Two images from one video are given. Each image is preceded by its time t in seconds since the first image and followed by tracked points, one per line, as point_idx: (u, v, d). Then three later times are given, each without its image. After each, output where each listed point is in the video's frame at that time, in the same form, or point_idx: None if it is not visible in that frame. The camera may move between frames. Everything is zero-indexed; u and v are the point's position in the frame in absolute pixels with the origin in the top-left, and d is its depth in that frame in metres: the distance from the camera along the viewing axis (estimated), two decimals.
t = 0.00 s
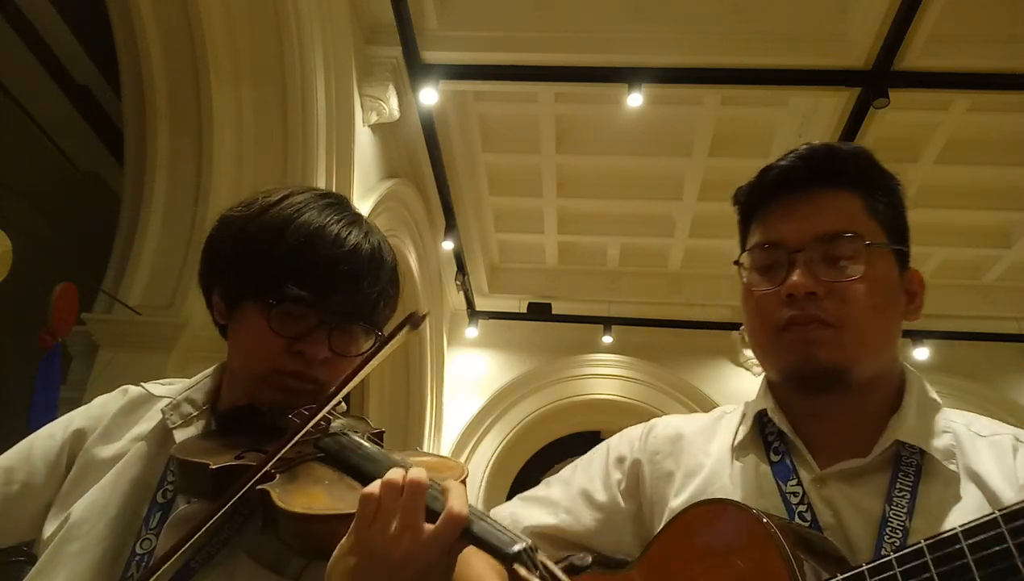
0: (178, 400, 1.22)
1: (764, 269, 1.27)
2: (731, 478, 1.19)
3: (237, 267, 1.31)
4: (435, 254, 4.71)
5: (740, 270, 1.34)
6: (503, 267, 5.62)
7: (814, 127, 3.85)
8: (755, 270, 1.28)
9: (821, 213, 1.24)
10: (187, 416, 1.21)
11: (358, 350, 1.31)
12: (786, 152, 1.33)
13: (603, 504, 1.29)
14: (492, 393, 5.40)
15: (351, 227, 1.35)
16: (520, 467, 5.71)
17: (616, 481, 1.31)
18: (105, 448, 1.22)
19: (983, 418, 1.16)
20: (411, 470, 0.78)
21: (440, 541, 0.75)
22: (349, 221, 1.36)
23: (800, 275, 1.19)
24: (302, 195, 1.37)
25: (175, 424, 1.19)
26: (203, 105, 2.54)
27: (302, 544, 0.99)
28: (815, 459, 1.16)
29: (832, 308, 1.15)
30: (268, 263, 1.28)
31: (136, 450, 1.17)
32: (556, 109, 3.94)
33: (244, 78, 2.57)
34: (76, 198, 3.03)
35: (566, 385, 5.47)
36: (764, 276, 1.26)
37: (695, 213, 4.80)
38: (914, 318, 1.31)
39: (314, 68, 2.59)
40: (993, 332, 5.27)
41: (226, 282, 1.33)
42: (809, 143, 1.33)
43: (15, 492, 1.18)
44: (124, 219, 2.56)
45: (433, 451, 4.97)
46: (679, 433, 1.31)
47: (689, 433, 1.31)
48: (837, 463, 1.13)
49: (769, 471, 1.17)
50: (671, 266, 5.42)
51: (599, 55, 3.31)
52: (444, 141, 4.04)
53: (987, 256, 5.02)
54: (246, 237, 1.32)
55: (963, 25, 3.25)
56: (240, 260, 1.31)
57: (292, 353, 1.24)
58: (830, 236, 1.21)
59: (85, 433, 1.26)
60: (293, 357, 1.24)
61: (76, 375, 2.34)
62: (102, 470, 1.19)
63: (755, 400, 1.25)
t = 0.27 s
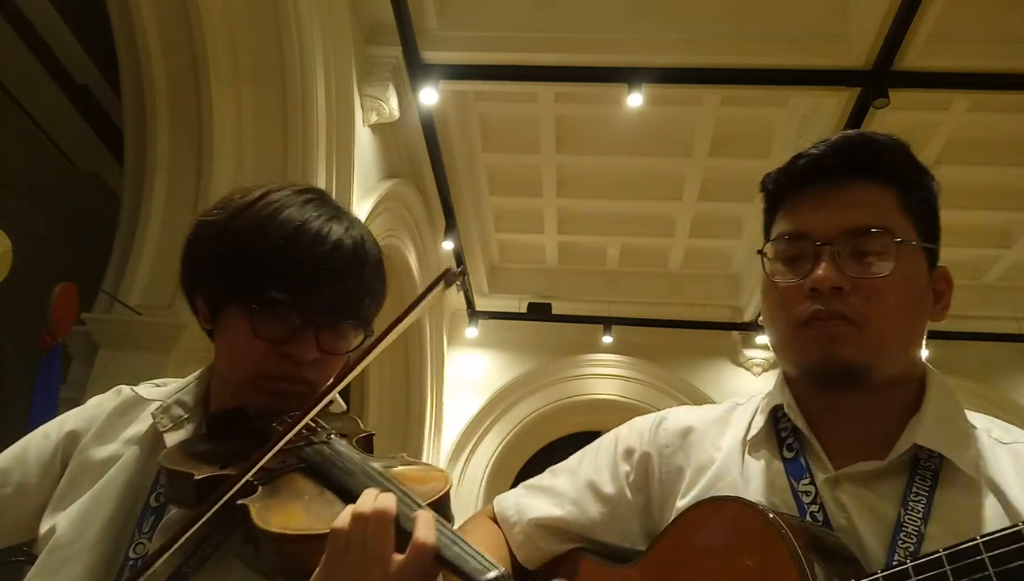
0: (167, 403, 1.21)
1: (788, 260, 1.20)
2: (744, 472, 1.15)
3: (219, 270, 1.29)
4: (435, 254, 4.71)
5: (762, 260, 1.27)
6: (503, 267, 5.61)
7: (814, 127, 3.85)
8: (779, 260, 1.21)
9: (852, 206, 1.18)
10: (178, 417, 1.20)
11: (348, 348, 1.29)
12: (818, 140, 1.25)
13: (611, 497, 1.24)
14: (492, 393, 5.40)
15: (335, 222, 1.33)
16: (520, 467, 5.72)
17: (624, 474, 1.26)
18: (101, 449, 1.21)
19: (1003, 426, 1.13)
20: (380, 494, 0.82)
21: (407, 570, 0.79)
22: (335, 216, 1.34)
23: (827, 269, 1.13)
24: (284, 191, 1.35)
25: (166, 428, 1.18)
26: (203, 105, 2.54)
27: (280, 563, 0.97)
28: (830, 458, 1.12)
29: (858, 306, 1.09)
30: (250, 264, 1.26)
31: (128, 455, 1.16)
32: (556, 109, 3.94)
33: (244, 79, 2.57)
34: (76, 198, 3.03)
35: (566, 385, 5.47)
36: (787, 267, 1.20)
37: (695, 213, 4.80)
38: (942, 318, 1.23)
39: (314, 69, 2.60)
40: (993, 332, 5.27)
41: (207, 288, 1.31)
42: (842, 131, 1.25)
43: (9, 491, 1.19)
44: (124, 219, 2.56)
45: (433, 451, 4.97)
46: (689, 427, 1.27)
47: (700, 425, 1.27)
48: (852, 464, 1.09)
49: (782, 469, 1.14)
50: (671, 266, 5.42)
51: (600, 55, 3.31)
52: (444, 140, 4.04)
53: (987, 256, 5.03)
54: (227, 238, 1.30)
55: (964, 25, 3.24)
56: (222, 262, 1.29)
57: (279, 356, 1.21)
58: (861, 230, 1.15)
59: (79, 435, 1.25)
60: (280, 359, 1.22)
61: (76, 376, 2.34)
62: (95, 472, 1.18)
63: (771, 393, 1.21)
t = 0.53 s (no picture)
0: (149, 407, 1.20)
1: (800, 257, 1.19)
2: (749, 472, 1.15)
3: (189, 273, 1.25)
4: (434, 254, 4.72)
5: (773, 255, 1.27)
6: (503, 267, 5.61)
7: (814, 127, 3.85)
8: (790, 257, 1.20)
9: (868, 203, 1.16)
10: (162, 420, 1.20)
11: (328, 344, 1.24)
12: (834, 136, 1.24)
13: (614, 496, 1.23)
14: (492, 393, 5.40)
15: (306, 215, 1.28)
16: (520, 467, 5.72)
17: (628, 472, 1.25)
18: (88, 453, 1.21)
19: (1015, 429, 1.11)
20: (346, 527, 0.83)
21: None
22: (307, 209, 1.30)
23: (839, 269, 1.12)
24: (253, 187, 1.31)
25: (150, 432, 1.18)
26: (204, 106, 2.53)
27: None
28: (837, 458, 1.12)
29: (870, 307, 1.09)
30: (220, 264, 1.22)
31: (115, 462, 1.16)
32: (557, 109, 3.94)
33: (244, 79, 2.58)
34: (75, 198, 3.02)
35: (566, 385, 5.48)
36: (799, 266, 1.19)
37: (695, 213, 4.81)
38: (956, 319, 1.23)
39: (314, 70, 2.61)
40: (992, 332, 5.27)
41: (180, 292, 1.27)
42: (860, 127, 1.24)
43: None
44: (124, 219, 2.56)
45: (433, 451, 4.98)
46: (695, 425, 1.27)
47: (706, 424, 1.26)
48: (860, 466, 1.09)
49: (789, 469, 1.14)
50: (671, 266, 5.42)
51: (600, 55, 3.31)
52: (444, 141, 4.03)
53: (987, 257, 5.03)
54: (195, 239, 1.26)
55: (964, 25, 3.25)
56: (193, 265, 1.25)
57: (257, 358, 1.18)
58: (877, 229, 1.14)
59: (69, 436, 1.25)
60: (259, 362, 1.18)
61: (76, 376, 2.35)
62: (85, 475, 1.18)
63: (783, 391, 1.21)
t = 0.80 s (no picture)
0: (132, 413, 1.20)
1: (804, 258, 1.19)
2: (747, 474, 1.15)
3: (156, 277, 1.20)
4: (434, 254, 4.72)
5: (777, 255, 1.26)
6: (503, 267, 5.61)
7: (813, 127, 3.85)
8: (793, 258, 1.20)
9: (872, 206, 1.15)
10: (146, 425, 1.20)
11: (305, 343, 1.23)
12: (841, 135, 1.23)
13: (612, 496, 1.23)
14: (492, 393, 5.40)
15: (275, 210, 1.23)
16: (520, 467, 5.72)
17: (627, 474, 1.25)
18: (75, 459, 1.19)
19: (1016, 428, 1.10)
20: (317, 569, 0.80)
21: None
22: (276, 203, 1.25)
23: (843, 272, 1.11)
24: (217, 185, 1.25)
25: (134, 439, 1.18)
26: (203, 105, 2.53)
27: None
28: (839, 462, 1.12)
29: (873, 312, 1.08)
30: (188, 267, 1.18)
31: (101, 470, 1.15)
32: (557, 109, 3.94)
33: (244, 79, 2.57)
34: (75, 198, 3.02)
35: (566, 385, 5.48)
36: (802, 266, 1.18)
37: (695, 213, 4.81)
38: (959, 322, 1.22)
39: (314, 70, 2.61)
40: (993, 332, 5.27)
41: (150, 298, 1.22)
42: (868, 126, 1.22)
43: None
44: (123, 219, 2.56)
45: (433, 451, 4.98)
46: (694, 426, 1.26)
47: (705, 425, 1.26)
48: (861, 469, 1.09)
49: (789, 472, 1.14)
50: (671, 266, 5.42)
51: (600, 55, 3.31)
52: (444, 140, 4.04)
53: (986, 257, 5.03)
54: (160, 239, 1.21)
55: (964, 25, 3.25)
56: (160, 268, 1.20)
57: (234, 364, 1.17)
58: (882, 233, 1.13)
59: (55, 441, 1.23)
60: (235, 368, 1.18)
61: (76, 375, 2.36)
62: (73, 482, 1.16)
63: (784, 391, 1.21)
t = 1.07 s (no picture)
0: (117, 416, 1.18)
1: (790, 260, 1.20)
2: (745, 475, 1.14)
3: (135, 280, 1.21)
4: (434, 254, 4.73)
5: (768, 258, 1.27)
6: (503, 267, 5.61)
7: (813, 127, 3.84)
8: (782, 261, 1.21)
9: (852, 205, 1.16)
10: (131, 427, 1.18)
11: (287, 342, 1.21)
12: (824, 138, 1.24)
13: (609, 499, 1.23)
14: (492, 393, 5.40)
15: (250, 207, 1.24)
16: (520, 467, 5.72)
17: (624, 477, 1.24)
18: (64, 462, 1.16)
19: (1010, 428, 1.11)
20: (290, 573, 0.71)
21: None
22: (251, 200, 1.26)
23: (825, 273, 1.12)
24: (194, 182, 1.27)
25: (120, 441, 1.17)
26: (203, 105, 2.52)
27: None
28: (835, 464, 1.12)
29: (854, 311, 1.08)
30: (165, 268, 1.19)
31: (93, 473, 1.14)
32: (557, 109, 3.94)
33: (244, 79, 2.57)
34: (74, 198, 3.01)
35: (566, 385, 5.48)
36: (790, 268, 1.19)
37: (695, 213, 4.80)
38: (952, 321, 1.21)
39: (314, 70, 2.61)
40: (992, 333, 5.27)
41: (128, 302, 1.22)
42: (850, 127, 1.23)
43: None
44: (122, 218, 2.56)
45: (433, 451, 4.98)
46: (691, 429, 1.25)
47: (702, 428, 1.25)
48: (856, 470, 1.09)
49: (786, 473, 1.14)
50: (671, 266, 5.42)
51: (600, 54, 3.31)
52: (444, 140, 4.04)
53: (986, 257, 5.03)
54: (137, 242, 1.22)
55: (964, 25, 3.25)
56: (139, 272, 1.20)
57: (215, 366, 1.15)
58: (865, 233, 1.13)
59: (50, 439, 1.21)
60: (216, 369, 1.16)
61: (76, 374, 2.36)
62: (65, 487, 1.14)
63: (782, 393, 1.21)
